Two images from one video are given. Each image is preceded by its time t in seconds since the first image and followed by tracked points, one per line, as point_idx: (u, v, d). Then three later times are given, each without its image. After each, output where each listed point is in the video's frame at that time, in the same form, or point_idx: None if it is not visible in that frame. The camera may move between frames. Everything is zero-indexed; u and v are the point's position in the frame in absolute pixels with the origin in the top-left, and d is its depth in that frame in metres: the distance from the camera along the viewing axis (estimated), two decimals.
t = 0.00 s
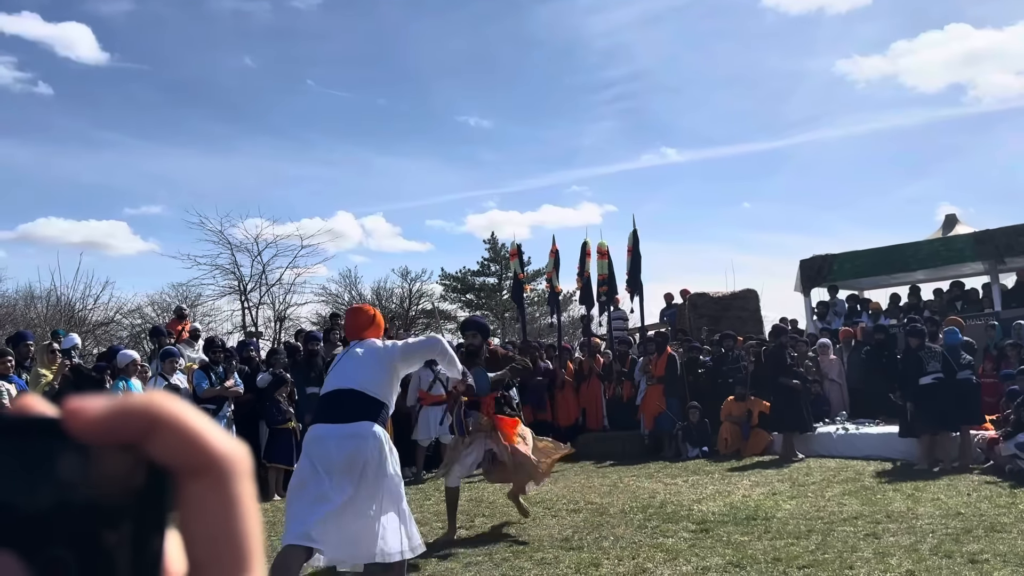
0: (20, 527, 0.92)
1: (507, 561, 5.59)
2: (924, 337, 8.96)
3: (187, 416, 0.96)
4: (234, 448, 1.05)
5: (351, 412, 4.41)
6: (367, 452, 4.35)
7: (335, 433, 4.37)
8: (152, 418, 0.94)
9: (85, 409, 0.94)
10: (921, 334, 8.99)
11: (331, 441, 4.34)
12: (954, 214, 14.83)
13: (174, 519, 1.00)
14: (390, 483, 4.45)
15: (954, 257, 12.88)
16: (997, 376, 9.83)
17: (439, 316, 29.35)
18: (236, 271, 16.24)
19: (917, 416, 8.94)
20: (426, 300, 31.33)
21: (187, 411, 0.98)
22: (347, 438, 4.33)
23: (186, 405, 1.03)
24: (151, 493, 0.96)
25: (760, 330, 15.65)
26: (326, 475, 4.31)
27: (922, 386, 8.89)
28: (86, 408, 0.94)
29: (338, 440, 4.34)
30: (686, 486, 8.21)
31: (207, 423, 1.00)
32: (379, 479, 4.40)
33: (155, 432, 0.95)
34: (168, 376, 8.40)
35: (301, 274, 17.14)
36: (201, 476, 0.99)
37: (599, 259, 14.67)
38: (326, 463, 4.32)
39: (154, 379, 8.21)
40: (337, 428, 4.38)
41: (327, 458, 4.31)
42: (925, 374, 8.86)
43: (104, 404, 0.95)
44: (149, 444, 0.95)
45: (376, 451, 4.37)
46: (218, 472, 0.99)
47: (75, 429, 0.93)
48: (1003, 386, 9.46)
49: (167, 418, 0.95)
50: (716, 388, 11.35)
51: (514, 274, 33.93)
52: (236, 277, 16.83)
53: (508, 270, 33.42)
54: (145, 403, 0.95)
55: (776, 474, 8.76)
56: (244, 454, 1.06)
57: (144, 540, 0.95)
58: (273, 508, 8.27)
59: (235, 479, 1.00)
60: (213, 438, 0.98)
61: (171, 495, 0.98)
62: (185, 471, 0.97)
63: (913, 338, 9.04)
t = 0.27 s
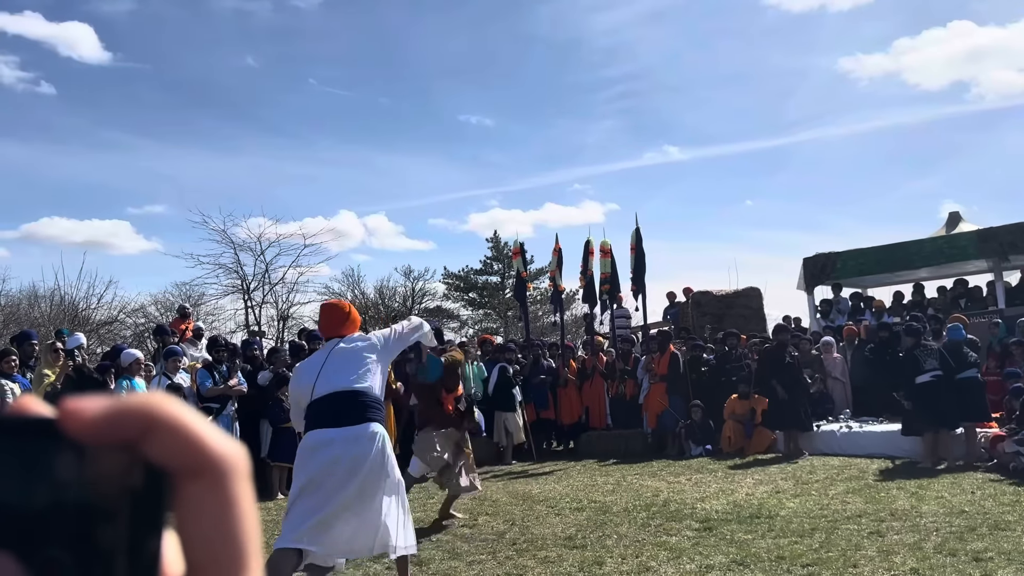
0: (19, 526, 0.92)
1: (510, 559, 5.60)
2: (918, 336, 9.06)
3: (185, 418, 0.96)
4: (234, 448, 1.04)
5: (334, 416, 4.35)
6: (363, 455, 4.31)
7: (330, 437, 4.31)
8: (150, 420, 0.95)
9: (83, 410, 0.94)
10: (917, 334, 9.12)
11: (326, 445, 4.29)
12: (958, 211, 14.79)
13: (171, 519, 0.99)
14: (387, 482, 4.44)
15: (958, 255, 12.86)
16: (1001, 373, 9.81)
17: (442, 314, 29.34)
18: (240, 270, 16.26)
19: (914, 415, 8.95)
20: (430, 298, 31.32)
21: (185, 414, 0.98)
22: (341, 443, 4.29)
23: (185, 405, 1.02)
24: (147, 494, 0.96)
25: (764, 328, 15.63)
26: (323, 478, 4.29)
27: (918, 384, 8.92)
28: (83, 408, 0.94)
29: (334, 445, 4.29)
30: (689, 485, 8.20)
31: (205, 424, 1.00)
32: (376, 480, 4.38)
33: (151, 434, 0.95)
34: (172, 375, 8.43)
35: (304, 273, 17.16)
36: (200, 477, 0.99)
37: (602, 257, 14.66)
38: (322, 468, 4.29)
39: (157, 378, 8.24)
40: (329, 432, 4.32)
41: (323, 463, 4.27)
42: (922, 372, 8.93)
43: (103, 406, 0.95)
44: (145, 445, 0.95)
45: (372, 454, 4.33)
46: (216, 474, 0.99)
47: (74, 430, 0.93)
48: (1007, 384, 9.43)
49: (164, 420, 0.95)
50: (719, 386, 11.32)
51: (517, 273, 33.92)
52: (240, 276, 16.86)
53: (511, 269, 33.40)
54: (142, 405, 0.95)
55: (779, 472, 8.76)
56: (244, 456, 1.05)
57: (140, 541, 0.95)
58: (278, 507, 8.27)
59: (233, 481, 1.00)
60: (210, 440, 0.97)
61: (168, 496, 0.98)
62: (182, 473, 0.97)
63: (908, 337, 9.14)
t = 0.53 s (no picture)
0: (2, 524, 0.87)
1: (515, 557, 5.59)
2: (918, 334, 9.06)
3: (171, 409, 0.91)
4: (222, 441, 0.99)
5: (327, 434, 4.33)
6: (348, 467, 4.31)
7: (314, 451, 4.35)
8: (135, 410, 0.90)
9: (67, 401, 0.89)
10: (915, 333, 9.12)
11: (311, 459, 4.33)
12: (963, 209, 14.75)
13: (156, 515, 0.94)
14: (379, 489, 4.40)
15: (963, 252, 12.83)
16: (1006, 371, 9.77)
17: (446, 313, 29.36)
18: (244, 268, 16.30)
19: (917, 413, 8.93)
20: (433, 297, 31.34)
21: (171, 404, 0.93)
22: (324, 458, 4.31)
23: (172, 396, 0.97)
24: (133, 489, 0.90)
25: (768, 326, 15.61)
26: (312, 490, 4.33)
27: (920, 382, 8.89)
28: (65, 400, 0.89)
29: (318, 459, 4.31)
30: (693, 483, 8.19)
31: (192, 416, 0.95)
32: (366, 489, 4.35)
33: (136, 425, 0.90)
34: (176, 374, 8.47)
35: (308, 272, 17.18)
36: (186, 469, 0.93)
37: (605, 256, 14.65)
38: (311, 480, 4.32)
39: (162, 378, 8.30)
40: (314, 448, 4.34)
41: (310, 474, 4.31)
42: (923, 371, 8.91)
43: (86, 397, 0.90)
44: (129, 437, 0.90)
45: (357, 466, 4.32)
46: (203, 466, 0.94)
47: (55, 422, 0.89)
48: (1013, 382, 9.40)
49: (148, 410, 0.90)
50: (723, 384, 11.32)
51: (521, 271, 33.93)
52: (244, 275, 16.89)
53: (515, 267, 33.41)
54: (127, 396, 0.91)
55: (784, 470, 8.75)
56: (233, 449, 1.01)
57: (126, 535, 0.89)
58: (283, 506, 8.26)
59: (220, 472, 0.95)
60: (196, 431, 0.93)
61: (152, 491, 0.93)
62: (167, 466, 0.92)
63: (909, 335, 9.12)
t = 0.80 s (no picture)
0: None
1: (520, 556, 5.59)
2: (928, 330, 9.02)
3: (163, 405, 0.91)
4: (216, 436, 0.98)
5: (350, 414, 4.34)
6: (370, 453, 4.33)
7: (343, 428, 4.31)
8: (128, 405, 0.89)
9: (55, 398, 0.89)
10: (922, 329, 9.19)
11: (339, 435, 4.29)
12: (969, 206, 14.70)
13: (151, 513, 0.94)
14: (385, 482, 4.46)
15: (969, 249, 12.79)
16: (1012, 368, 9.73)
17: (451, 311, 29.38)
18: (249, 267, 16.33)
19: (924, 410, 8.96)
20: (438, 296, 31.38)
21: (164, 401, 0.93)
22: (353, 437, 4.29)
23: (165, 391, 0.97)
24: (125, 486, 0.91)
25: (773, 324, 15.58)
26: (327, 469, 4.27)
27: (927, 380, 8.93)
28: (57, 396, 0.89)
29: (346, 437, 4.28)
30: (699, 481, 8.19)
31: (186, 412, 0.94)
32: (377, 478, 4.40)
33: (129, 421, 0.90)
34: (182, 373, 8.50)
35: (313, 271, 17.21)
36: (179, 467, 0.93)
37: (610, 254, 14.64)
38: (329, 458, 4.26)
39: (168, 377, 8.33)
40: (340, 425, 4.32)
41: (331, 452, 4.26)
42: (932, 367, 8.91)
43: (75, 395, 0.89)
44: (122, 434, 0.90)
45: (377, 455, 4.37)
46: (197, 463, 0.93)
47: (46, 418, 0.88)
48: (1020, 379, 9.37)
49: (141, 406, 0.89)
50: (728, 381, 11.32)
51: (525, 270, 33.92)
52: (250, 274, 16.93)
53: (520, 266, 33.42)
54: (118, 392, 0.90)
55: (790, 468, 8.75)
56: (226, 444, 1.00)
57: (121, 532, 0.90)
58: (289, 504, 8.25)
59: (214, 469, 0.94)
60: (191, 427, 0.92)
61: (147, 488, 0.93)
62: (161, 462, 0.92)
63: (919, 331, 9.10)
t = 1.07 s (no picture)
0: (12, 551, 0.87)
1: (526, 555, 5.60)
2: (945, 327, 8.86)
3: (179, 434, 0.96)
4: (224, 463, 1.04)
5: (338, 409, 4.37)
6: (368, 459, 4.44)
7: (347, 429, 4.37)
8: (146, 438, 0.94)
9: (79, 431, 0.92)
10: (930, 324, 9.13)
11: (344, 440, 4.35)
12: (976, 203, 14.65)
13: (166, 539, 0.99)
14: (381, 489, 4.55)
15: (976, 247, 12.75)
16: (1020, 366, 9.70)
17: (456, 310, 29.38)
18: (255, 267, 16.37)
19: (937, 407, 8.86)
20: (443, 295, 31.37)
21: (179, 431, 0.97)
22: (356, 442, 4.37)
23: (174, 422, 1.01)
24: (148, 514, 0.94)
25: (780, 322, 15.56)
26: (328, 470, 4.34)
27: (945, 377, 8.82)
28: (81, 429, 0.92)
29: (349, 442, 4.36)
30: (706, 480, 8.18)
31: (198, 442, 1.00)
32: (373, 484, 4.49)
33: (147, 452, 0.94)
34: (190, 372, 8.56)
35: (319, 270, 17.25)
36: (194, 495, 0.98)
37: (616, 252, 14.63)
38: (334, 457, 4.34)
39: (176, 376, 8.41)
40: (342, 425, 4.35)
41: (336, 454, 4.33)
42: (950, 365, 8.83)
43: (97, 427, 0.93)
44: (143, 464, 0.94)
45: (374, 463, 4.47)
46: (211, 492, 0.99)
47: (71, 452, 0.91)
48: None
49: (160, 437, 0.94)
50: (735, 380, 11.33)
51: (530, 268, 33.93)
52: (256, 274, 16.98)
53: (525, 264, 33.41)
54: (139, 426, 0.94)
55: (796, 467, 8.74)
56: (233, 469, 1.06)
57: (141, 558, 0.92)
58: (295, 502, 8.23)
59: (228, 497, 1.01)
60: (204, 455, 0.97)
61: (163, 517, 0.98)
62: (179, 491, 0.96)
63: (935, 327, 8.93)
